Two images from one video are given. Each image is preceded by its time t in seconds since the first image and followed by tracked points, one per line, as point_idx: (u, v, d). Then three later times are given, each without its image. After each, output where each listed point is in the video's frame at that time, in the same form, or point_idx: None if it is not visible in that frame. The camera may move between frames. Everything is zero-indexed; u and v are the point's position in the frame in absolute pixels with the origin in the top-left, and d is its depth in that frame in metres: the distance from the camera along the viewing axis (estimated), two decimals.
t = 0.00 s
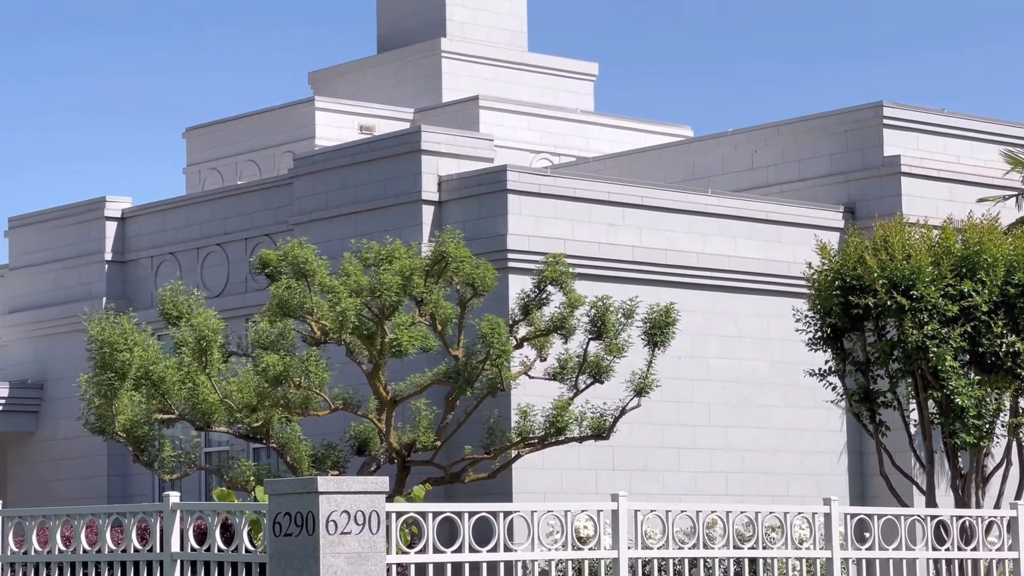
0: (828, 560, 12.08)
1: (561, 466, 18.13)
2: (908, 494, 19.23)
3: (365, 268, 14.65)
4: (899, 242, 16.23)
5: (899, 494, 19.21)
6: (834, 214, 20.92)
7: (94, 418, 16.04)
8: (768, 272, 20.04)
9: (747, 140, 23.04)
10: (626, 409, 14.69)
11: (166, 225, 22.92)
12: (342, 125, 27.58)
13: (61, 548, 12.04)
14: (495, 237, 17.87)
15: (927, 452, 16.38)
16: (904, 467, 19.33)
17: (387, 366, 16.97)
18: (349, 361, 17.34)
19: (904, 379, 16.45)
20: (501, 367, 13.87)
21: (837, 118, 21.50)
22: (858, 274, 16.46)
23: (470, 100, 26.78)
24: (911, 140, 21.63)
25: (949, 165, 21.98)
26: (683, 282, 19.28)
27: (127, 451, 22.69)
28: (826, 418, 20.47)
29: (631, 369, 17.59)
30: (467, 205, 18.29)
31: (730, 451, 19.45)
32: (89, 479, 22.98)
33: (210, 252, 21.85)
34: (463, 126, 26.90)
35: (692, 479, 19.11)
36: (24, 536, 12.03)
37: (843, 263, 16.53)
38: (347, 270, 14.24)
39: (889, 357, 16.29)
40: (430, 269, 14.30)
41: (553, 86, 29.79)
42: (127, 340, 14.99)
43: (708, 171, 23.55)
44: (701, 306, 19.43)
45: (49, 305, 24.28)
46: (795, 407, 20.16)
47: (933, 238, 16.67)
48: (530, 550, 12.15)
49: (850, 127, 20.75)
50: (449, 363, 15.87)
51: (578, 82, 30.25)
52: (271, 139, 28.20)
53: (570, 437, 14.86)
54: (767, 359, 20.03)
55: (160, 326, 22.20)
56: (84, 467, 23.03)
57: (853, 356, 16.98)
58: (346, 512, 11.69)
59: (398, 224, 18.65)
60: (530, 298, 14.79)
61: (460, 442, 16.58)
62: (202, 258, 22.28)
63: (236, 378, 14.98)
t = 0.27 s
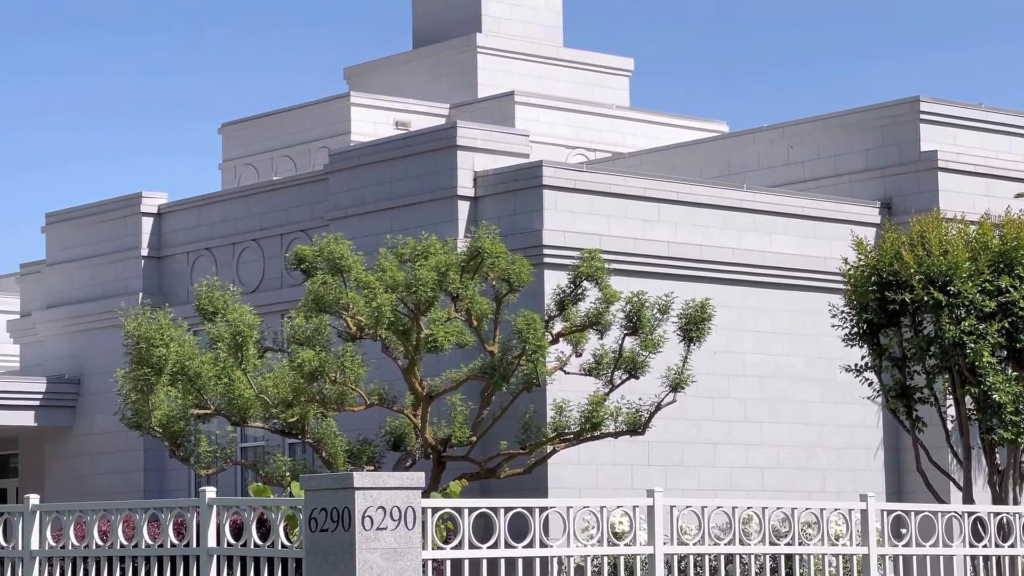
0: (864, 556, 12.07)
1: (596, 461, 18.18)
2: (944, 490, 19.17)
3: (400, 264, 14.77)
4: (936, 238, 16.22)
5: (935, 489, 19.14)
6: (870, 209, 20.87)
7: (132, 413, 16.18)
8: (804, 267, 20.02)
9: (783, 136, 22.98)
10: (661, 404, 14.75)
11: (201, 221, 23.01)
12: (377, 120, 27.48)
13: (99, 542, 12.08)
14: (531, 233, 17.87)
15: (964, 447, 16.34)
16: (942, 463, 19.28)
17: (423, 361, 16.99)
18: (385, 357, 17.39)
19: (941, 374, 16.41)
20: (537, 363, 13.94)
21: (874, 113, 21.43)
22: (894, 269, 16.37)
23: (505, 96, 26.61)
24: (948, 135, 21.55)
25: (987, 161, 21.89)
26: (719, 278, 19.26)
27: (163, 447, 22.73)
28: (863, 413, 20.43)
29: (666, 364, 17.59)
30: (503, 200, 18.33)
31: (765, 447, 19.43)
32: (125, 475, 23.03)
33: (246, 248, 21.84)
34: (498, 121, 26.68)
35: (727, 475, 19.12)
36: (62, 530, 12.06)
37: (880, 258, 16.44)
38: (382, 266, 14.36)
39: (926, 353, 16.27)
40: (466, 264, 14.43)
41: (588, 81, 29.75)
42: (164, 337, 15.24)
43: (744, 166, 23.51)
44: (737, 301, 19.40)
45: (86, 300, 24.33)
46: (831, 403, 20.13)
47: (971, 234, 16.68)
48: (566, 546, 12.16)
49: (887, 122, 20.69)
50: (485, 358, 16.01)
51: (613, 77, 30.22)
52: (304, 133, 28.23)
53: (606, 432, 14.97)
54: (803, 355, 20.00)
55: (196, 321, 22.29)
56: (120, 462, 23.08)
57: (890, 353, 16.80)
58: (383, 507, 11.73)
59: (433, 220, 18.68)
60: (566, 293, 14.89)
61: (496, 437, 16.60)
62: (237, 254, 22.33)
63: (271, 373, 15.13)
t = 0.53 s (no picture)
0: (900, 552, 12.05)
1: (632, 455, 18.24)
2: (981, 485, 19.19)
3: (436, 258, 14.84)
4: (973, 231, 16.16)
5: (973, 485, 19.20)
6: (907, 203, 20.89)
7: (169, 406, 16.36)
8: (839, 261, 20.06)
9: (821, 128, 22.96)
10: (697, 398, 14.71)
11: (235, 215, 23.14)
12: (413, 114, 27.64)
13: (136, 536, 12.11)
14: (567, 227, 17.94)
15: (1001, 442, 16.27)
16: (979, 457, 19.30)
17: (458, 355, 17.14)
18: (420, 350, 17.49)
19: (978, 369, 16.32)
20: (572, 356, 13.99)
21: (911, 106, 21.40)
22: (931, 263, 16.34)
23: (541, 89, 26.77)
24: (986, 129, 21.50)
25: None
26: (755, 272, 19.31)
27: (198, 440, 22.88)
28: (899, 408, 20.45)
29: (701, 359, 17.65)
30: (538, 194, 18.40)
31: (800, 441, 19.47)
32: (160, 468, 23.18)
33: (281, 241, 21.90)
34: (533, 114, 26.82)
35: (763, 469, 19.18)
36: (100, 523, 12.09)
37: (916, 252, 16.43)
38: (419, 259, 14.44)
39: (963, 348, 16.18)
40: (502, 258, 14.48)
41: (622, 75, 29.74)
42: (199, 330, 15.35)
43: (780, 159, 23.52)
44: (772, 295, 19.46)
45: (123, 293, 24.37)
46: (866, 397, 20.16)
47: (1008, 228, 16.65)
48: (602, 540, 12.14)
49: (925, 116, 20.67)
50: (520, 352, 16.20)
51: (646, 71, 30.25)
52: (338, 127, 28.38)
53: (641, 425, 14.96)
54: (838, 348, 20.03)
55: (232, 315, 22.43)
56: (155, 455, 23.23)
57: (926, 346, 16.74)
58: (418, 501, 11.72)
59: (469, 213, 18.73)
60: (601, 287, 14.83)
61: (532, 431, 16.68)
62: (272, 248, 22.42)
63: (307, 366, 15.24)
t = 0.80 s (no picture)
0: (937, 544, 12.02)
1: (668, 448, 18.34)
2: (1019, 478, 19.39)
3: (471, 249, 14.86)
4: (1011, 223, 16.27)
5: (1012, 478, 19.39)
6: (943, 195, 20.88)
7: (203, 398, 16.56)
8: (875, 253, 20.07)
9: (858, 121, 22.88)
10: (733, 390, 14.81)
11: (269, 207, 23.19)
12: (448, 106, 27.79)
13: (173, 527, 12.13)
14: (602, 219, 17.95)
15: None
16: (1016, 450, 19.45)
17: (494, 348, 17.18)
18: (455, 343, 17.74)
19: (1017, 362, 16.21)
20: (608, 349, 14.07)
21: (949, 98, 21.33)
22: (968, 255, 16.30)
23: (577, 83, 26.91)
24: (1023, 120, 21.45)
25: None
26: (790, 264, 19.35)
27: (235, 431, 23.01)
28: (935, 400, 20.47)
29: (736, 351, 17.86)
30: (574, 185, 18.39)
31: (838, 434, 19.50)
32: (196, 459, 23.26)
33: (315, 233, 21.91)
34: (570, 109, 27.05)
35: (799, 462, 19.22)
36: (136, 514, 12.13)
37: (953, 244, 16.38)
38: (454, 250, 14.46)
39: (1001, 340, 16.12)
40: (537, 250, 14.48)
41: (653, 67, 29.99)
42: (234, 323, 15.61)
43: (816, 151, 23.48)
44: (808, 287, 19.52)
45: (157, 285, 24.63)
46: (902, 389, 20.20)
47: None
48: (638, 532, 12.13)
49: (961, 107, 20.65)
50: (556, 344, 16.26)
51: (681, 63, 30.24)
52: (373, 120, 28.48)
53: (676, 418, 15.08)
54: (875, 341, 20.05)
55: (267, 308, 22.54)
56: (191, 446, 23.34)
57: (963, 339, 16.67)
58: (454, 494, 11.70)
59: (504, 205, 18.75)
60: (637, 279, 14.93)
61: (567, 423, 16.73)
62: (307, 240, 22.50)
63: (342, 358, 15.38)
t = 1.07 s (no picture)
0: (973, 536, 12.06)
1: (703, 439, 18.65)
2: None
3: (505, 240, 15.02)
4: None
5: None
6: (978, 185, 21.04)
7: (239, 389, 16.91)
8: (911, 244, 20.25)
9: (893, 111, 23.08)
10: (767, 381, 14.80)
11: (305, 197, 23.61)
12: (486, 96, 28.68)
13: (207, 518, 12.16)
14: (636, 210, 18.28)
15: None
16: None
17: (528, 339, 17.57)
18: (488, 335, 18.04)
19: None
20: (642, 340, 14.12)
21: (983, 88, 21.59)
22: (1004, 246, 16.25)
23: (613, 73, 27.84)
24: None
25: None
26: (825, 255, 19.56)
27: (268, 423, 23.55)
28: (971, 392, 20.70)
29: (772, 342, 18.05)
30: (609, 176, 18.71)
31: (872, 425, 19.73)
32: (229, 449, 23.83)
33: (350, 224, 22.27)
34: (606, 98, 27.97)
35: (834, 453, 19.44)
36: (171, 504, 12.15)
37: (989, 234, 16.34)
38: (486, 243, 14.69)
39: None
40: (572, 241, 14.61)
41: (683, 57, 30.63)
42: (269, 315, 15.85)
43: (850, 142, 23.75)
44: (843, 278, 19.73)
45: (191, 277, 25.20)
46: (937, 380, 20.44)
47: None
48: (672, 523, 12.12)
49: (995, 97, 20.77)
50: (590, 335, 16.24)
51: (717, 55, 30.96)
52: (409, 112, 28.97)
53: (710, 409, 15.05)
54: (910, 332, 20.29)
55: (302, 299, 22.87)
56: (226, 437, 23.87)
57: (998, 331, 16.59)
58: (489, 485, 11.72)
59: (539, 196, 19.07)
60: (671, 270, 14.99)
61: (602, 415, 17.03)
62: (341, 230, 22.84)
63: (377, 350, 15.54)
